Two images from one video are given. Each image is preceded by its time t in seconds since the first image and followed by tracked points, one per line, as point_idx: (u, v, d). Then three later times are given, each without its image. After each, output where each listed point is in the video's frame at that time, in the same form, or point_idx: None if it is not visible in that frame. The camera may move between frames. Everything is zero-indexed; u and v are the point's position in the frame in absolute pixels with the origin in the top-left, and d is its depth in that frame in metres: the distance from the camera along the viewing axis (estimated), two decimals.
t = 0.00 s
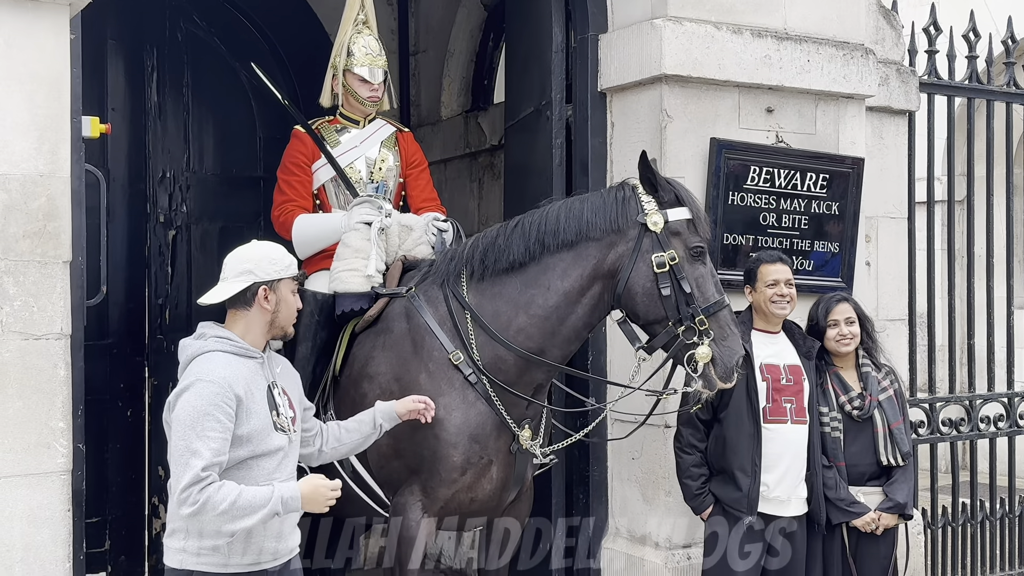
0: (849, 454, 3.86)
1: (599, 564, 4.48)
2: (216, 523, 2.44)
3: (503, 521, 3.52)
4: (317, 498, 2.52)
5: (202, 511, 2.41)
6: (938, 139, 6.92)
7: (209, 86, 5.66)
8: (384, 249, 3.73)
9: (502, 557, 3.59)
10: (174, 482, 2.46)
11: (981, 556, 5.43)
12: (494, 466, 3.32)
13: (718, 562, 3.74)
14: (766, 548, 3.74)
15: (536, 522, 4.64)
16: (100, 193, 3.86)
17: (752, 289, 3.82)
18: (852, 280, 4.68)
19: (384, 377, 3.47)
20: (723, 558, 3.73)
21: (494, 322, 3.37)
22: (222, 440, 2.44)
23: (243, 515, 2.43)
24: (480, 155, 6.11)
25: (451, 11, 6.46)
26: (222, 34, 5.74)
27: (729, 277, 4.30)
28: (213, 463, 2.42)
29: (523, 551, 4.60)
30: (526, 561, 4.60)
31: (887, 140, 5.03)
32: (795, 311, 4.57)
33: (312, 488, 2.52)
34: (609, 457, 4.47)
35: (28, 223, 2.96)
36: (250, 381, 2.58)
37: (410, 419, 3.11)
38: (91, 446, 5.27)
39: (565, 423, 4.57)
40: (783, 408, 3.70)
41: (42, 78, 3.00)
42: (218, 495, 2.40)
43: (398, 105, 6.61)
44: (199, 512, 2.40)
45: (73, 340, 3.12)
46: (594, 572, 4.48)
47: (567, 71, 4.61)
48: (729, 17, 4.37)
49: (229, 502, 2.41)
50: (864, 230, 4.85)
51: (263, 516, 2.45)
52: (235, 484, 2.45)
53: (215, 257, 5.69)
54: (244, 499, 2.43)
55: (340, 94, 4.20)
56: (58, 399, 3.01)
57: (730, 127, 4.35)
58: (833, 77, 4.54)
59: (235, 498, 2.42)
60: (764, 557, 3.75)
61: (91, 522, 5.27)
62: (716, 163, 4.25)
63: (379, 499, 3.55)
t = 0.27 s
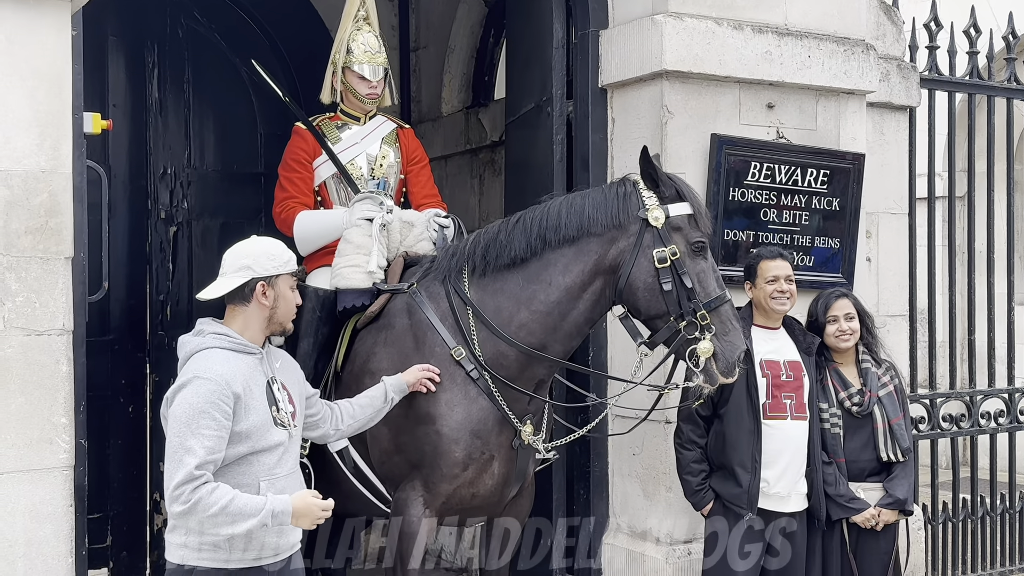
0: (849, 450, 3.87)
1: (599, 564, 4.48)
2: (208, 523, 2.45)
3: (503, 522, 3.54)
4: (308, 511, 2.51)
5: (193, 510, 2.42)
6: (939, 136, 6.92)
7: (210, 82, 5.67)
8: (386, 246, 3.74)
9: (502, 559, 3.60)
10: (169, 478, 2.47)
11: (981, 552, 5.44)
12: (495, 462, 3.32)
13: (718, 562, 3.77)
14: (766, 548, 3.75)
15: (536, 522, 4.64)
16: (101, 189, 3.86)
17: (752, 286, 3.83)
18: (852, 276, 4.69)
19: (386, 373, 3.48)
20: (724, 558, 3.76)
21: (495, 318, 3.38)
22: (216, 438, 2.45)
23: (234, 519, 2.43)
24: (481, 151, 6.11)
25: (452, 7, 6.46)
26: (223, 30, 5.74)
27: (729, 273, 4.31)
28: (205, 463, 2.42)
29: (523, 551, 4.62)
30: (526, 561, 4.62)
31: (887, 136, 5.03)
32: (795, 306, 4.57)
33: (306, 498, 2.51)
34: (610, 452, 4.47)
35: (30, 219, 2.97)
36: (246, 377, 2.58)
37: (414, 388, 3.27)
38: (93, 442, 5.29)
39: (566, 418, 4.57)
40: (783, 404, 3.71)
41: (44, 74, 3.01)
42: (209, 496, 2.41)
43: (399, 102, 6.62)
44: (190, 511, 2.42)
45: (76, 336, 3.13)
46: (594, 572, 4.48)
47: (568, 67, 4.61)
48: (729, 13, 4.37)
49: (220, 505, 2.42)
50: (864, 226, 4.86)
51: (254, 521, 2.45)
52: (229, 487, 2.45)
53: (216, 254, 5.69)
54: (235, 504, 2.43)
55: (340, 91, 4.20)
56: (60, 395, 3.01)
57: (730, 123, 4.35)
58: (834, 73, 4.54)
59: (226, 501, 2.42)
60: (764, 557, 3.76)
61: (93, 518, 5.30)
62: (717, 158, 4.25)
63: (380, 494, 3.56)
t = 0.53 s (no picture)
0: (848, 449, 3.88)
1: (599, 564, 4.49)
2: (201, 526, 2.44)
3: (503, 521, 3.55)
4: (300, 518, 2.50)
5: (186, 511, 2.42)
6: (939, 133, 6.92)
7: (210, 80, 5.67)
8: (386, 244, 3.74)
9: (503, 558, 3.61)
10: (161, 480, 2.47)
11: (981, 549, 5.44)
12: (496, 460, 3.33)
13: (718, 562, 3.75)
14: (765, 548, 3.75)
15: (536, 522, 4.64)
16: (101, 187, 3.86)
17: (752, 284, 3.83)
18: (852, 273, 4.69)
19: (386, 371, 3.49)
20: (723, 558, 3.74)
21: (496, 316, 3.38)
22: (209, 438, 2.45)
23: (227, 522, 2.43)
24: (481, 148, 6.11)
25: (452, 5, 6.46)
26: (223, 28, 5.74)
27: (729, 271, 4.31)
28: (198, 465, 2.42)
29: (523, 552, 4.64)
30: (526, 561, 4.63)
31: (887, 133, 5.03)
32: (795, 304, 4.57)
33: (296, 505, 2.51)
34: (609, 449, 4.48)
35: (29, 217, 2.97)
36: (241, 377, 2.58)
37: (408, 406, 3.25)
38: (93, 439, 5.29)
39: (566, 416, 4.57)
40: (782, 403, 3.72)
41: (44, 72, 3.01)
42: (202, 497, 2.41)
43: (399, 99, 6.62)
44: (184, 513, 2.41)
45: (76, 334, 3.13)
46: (594, 572, 4.49)
47: (568, 64, 4.61)
48: (730, 10, 4.37)
49: (212, 507, 2.41)
50: (864, 223, 4.86)
51: (246, 525, 2.44)
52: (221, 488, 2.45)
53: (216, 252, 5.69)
54: (228, 507, 2.43)
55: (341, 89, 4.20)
56: (60, 393, 3.02)
57: (730, 121, 4.35)
58: (834, 71, 4.54)
59: (219, 502, 2.42)
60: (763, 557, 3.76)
61: (93, 515, 5.32)
62: (717, 156, 4.25)
63: (380, 492, 3.57)
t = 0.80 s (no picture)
0: (846, 448, 3.87)
1: (598, 564, 4.49)
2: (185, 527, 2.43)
3: (503, 522, 3.56)
4: (282, 525, 2.47)
5: (170, 511, 2.41)
6: (938, 132, 6.92)
7: (210, 79, 5.68)
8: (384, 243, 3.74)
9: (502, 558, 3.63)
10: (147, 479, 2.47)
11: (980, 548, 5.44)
12: (493, 459, 3.33)
13: (717, 562, 3.78)
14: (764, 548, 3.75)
15: (535, 522, 4.64)
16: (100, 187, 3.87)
17: (751, 282, 3.83)
18: (850, 272, 4.69)
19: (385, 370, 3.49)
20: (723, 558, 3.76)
21: (494, 316, 3.38)
22: (196, 437, 2.45)
23: (211, 524, 2.42)
24: (481, 147, 6.11)
25: (451, 4, 6.46)
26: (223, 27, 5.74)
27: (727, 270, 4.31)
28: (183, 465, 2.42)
29: (523, 552, 4.63)
30: (526, 561, 4.62)
31: (886, 132, 5.03)
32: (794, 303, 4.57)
33: (282, 511, 2.49)
34: (608, 448, 4.48)
35: (28, 217, 2.98)
36: (230, 377, 2.58)
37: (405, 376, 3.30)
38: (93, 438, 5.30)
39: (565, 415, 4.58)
40: (780, 402, 3.72)
41: (42, 73, 3.02)
42: (187, 497, 2.40)
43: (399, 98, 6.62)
44: (168, 512, 2.41)
45: (74, 334, 3.14)
46: (593, 572, 4.50)
47: (566, 64, 4.62)
48: (728, 9, 4.37)
49: (196, 508, 2.40)
50: (863, 222, 4.86)
51: (228, 528, 2.42)
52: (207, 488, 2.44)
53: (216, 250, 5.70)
54: (212, 509, 2.41)
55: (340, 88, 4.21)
56: (58, 393, 3.03)
57: (729, 120, 4.35)
58: (832, 70, 4.54)
59: (203, 503, 2.41)
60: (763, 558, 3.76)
61: (93, 513, 5.33)
62: (715, 155, 4.25)
63: (378, 491, 3.58)
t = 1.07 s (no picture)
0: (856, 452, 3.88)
1: (598, 564, 4.49)
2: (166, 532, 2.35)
3: (503, 522, 3.56)
4: (262, 535, 2.39)
5: (151, 514, 2.34)
6: (939, 132, 6.93)
7: (211, 79, 5.68)
8: (385, 242, 3.75)
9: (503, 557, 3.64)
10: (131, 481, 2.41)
11: (981, 548, 5.44)
12: (494, 458, 3.33)
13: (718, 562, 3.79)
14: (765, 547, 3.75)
15: (535, 522, 4.65)
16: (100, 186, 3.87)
17: (759, 281, 3.83)
18: (851, 272, 4.69)
19: (385, 369, 3.50)
20: (724, 558, 3.77)
21: (494, 315, 3.38)
22: (180, 439, 2.39)
23: (192, 531, 2.34)
24: (482, 147, 6.11)
25: (452, 3, 6.45)
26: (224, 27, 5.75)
27: (728, 269, 4.31)
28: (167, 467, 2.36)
29: (523, 551, 4.66)
30: (526, 560, 4.66)
31: (887, 132, 5.03)
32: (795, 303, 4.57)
33: (263, 520, 2.40)
34: (608, 447, 4.48)
35: (28, 216, 2.98)
36: (218, 378, 2.51)
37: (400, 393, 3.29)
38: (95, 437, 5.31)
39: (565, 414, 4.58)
40: (787, 402, 3.70)
41: (42, 72, 3.02)
42: (169, 501, 2.33)
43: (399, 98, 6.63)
44: (149, 516, 2.34)
45: (75, 333, 3.14)
46: (594, 572, 4.50)
47: (567, 63, 4.62)
48: (728, 9, 4.37)
49: (177, 513, 2.33)
50: (863, 222, 4.85)
51: (209, 535, 2.34)
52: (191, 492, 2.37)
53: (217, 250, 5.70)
54: (193, 513, 2.34)
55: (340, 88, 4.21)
56: (59, 391, 3.03)
57: (729, 119, 4.35)
58: (833, 69, 4.54)
59: (185, 507, 2.34)
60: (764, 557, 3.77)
61: (94, 513, 5.33)
62: (716, 155, 4.25)
63: (379, 491, 3.58)
